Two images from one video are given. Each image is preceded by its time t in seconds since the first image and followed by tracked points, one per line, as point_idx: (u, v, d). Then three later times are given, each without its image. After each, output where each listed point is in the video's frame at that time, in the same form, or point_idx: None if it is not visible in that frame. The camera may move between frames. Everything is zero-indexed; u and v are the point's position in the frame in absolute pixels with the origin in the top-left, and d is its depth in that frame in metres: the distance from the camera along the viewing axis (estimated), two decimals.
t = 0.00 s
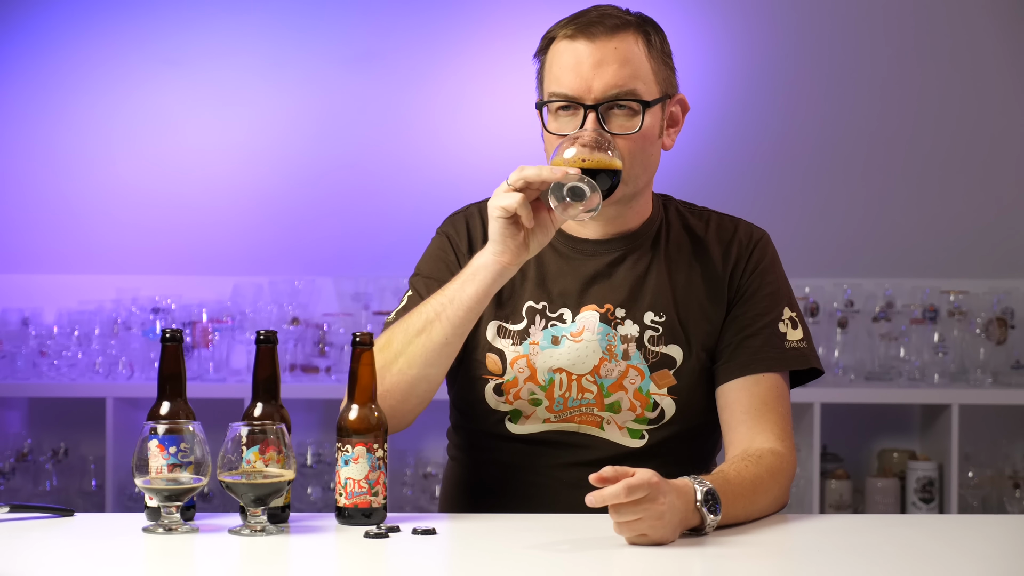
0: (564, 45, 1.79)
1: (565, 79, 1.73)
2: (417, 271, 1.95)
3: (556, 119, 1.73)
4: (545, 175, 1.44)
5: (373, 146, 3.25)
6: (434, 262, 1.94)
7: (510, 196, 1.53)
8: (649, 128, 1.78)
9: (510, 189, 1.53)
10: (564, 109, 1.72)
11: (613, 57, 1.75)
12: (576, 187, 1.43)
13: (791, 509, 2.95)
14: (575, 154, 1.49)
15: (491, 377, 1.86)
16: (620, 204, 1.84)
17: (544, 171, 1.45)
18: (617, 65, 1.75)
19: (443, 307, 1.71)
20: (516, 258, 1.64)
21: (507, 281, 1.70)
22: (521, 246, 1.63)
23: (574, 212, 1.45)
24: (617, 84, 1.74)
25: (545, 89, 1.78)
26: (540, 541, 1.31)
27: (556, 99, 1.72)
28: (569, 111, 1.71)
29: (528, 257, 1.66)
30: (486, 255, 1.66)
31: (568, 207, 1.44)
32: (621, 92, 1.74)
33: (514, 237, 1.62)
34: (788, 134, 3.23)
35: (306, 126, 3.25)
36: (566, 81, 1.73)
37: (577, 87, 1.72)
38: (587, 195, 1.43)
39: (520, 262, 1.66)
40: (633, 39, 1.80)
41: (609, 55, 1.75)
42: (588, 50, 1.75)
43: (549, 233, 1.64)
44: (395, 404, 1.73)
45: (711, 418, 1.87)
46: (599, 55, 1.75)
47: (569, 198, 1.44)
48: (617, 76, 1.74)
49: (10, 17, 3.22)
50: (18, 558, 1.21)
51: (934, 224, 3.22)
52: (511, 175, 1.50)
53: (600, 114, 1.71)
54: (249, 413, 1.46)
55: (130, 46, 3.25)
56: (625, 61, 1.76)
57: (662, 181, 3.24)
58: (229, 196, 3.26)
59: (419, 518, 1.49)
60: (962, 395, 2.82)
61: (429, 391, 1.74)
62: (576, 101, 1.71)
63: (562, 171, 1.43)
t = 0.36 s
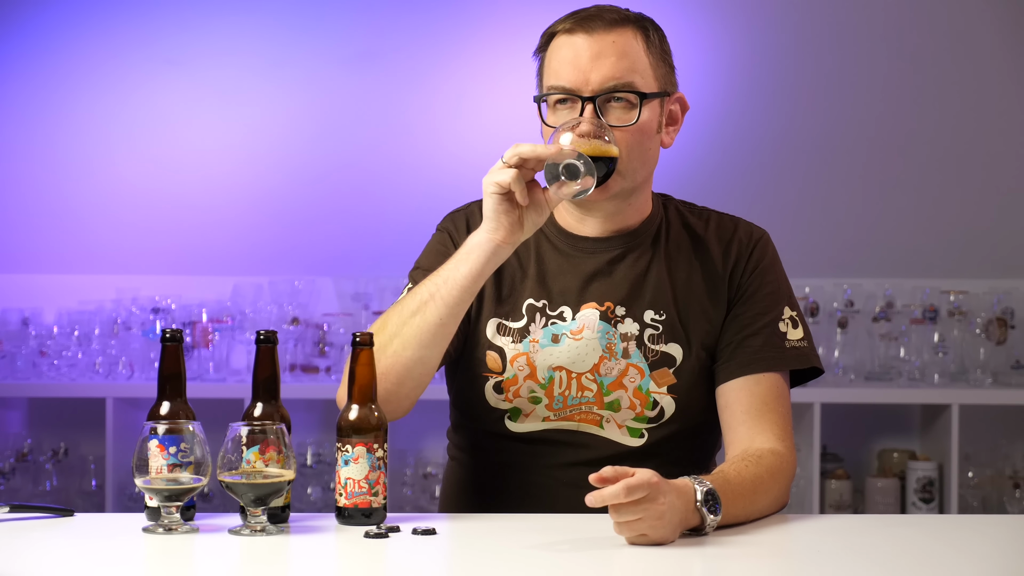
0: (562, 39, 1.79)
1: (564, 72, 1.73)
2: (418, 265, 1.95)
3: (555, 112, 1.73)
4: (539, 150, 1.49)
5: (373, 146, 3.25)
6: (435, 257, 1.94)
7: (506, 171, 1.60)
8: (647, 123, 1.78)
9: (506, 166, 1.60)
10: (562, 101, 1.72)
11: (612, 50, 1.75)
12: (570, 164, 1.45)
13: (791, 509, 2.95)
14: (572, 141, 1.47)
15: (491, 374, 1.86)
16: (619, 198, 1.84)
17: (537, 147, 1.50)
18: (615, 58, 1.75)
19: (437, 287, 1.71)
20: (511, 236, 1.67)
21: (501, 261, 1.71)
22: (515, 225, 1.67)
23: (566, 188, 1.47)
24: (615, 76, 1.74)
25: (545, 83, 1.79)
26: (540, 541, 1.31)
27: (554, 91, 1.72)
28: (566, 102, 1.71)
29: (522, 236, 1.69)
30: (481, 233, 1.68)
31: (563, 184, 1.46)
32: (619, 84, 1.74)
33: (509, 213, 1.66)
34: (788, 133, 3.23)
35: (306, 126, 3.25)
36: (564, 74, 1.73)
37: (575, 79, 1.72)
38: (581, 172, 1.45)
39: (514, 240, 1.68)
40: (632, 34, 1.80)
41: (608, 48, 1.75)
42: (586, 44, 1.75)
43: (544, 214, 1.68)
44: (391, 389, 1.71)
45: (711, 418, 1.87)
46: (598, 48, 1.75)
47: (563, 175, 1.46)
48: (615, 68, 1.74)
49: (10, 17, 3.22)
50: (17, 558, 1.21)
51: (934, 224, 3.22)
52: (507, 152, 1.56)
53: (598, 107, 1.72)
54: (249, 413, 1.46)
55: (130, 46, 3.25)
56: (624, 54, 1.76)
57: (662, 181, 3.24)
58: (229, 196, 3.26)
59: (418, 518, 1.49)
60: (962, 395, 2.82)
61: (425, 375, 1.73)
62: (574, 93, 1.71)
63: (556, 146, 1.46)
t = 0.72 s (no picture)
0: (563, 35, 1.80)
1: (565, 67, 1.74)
2: (418, 262, 1.94)
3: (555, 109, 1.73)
4: (538, 141, 1.51)
5: (373, 146, 3.25)
6: (435, 254, 1.93)
7: (504, 161, 1.61)
8: (647, 121, 1.78)
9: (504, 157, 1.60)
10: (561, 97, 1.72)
11: (612, 47, 1.76)
12: (568, 155, 1.44)
13: (791, 509, 2.95)
14: (571, 133, 1.47)
15: (490, 374, 1.86)
16: (618, 195, 1.83)
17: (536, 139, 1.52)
18: (615, 55, 1.75)
19: (434, 278, 1.71)
20: (509, 227, 1.67)
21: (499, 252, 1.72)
22: (513, 217, 1.67)
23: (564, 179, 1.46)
24: (614, 73, 1.74)
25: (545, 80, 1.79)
26: (539, 542, 1.31)
27: (554, 88, 1.72)
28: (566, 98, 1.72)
29: (520, 227, 1.69)
30: (479, 224, 1.68)
31: (560, 175, 1.45)
32: (618, 81, 1.74)
33: (507, 203, 1.66)
34: (788, 133, 3.23)
35: (306, 126, 3.25)
36: (564, 70, 1.73)
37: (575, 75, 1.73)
38: (579, 164, 1.45)
39: (512, 232, 1.68)
40: (633, 31, 1.80)
41: (608, 45, 1.76)
42: (586, 40, 1.76)
43: (541, 206, 1.69)
44: (389, 380, 1.72)
45: (710, 418, 1.87)
46: (598, 44, 1.75)
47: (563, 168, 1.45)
48: (614, 65, 1.75)
49: (10, 17, 3.22)
50: (18, 559, 1.21)
51: (935, 224, 3.22)
52: (505, 143, 1.57)
53: (596, 102, 1.72)
54: (249, 413, 1.46)
55: (130, 46, 3.25)
56: (624, 52, 1.76)
57: (662, 181, 3.24)
58: (229, 196, 3.26)
59: (418, 518, 1.49)
60: (962, 395, 2.82)
61: (422, 367, 1.73)
62: (573, 89, 1.72)
63: (555, 138, 1.47)
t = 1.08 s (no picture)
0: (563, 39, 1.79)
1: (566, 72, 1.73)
2: (416, 273, 1.95)
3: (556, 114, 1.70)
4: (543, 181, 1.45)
5: (373, 146, 3.25)
6: (434, 263, 1.94)
7: (510, 202, 1.53)
8: (648, 124, 1.78)
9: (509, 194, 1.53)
10: (563, 103, 1.69)
11: (613, 50, 1.75)
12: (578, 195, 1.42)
13: (791, 509, 2.95)
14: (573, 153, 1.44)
15: (490, 378, 1.86)
16: (618, 199, 1.83)
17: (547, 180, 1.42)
18: (617, 58, 1.75)
19: (442, 310, 1.70)
20: (516, 260, 1.65)
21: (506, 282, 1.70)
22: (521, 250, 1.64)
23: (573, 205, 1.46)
24: (616, 77, 1.74)
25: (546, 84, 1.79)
26: (539, 542, 1.31)
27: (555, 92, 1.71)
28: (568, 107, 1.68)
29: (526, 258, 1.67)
30: (485, 257, 1.66)
31: (569, 212, 1.44)
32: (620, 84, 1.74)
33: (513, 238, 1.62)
34: (788, 134, 3.23)
35: (306, 126, 3.25)
36: (565, 74, 1.73)
37: (576, 79, 1.73)
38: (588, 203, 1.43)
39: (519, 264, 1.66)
40: (633, 34, 1.80)
41: (609, 48, 1.75)
42: (587, 44, 1.75)
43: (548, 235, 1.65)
44: (397, 411, 1.72)
45: (711, 418, 1.87)
46: (599, 48, 1.75)
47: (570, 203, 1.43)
48: (616, 69, 1.74)
49: (10, 17, 3.22)
50: (17, 558, 1.21)
51: (935, 224, 3.22)
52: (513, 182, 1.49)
53: (599, 107, 1.69)
54: (249, 413, 1.46)
55: (130, 46, 3.25)
56: (625, 55, 1.76)
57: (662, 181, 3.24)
58: (229, 196, 3.26)
59: (418, 518, 1.49)
60: (961, 395, 2.82)
61: (431, 396, 1.74)
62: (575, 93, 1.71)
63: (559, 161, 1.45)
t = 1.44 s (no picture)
0: (566, 54, 1.77)
1: (571, 91, 1.73)
2: (416, 289, 1.93)
3: (560, 133, 1.73)
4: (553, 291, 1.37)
5: (373, 146, 3.25)
6: (432, 277, 1.92)
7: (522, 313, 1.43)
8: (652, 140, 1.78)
9: (520, 304, 1.43)
10: (567, 123, 1.73)
11: (618, 69, 1.74)
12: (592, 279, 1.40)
13: (791, 509, 2.95)
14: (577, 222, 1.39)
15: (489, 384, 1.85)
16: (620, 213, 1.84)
17: (562, 293, 1.36)
18: (622, 78, 1.74)
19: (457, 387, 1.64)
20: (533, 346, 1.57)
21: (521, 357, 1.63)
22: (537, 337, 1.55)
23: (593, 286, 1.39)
24: (622, 97, 1.73)
25: (547, 98, 1.78)
26: (539, 542, 1.31)
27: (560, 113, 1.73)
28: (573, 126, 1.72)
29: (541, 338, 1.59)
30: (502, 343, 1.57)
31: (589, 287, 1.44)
32: (626, 105, 1.73)
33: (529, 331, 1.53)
34: (788, 134, 3.23)
35: (306, 126, 3.25)
36: (569, 93, 1.73)
37: (581, 99, 1.73)
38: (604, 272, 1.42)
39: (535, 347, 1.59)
40: (634, 47, 1.79)
41: (614, 67, 1.74)
42: (592, 62, 1.74)
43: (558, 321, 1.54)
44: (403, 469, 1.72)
45: (708, 419, 1.87)
46: (604, 67, 1.74)
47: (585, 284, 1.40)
48: (622, 88, 1.73)
49: (10, 17, 3.22)
50: (17, 558, 1.21)
51: (934, 224, 3.22)
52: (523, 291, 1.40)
53: (605, 129, 1.72)
54: (249, 413, 1.46)
55: (130, 46, 3.25)
56: (630, 75, 1.74)
57: (662, 181, 3.24)
58: (229, 196, 3.26)
59: (418, 518, 1.49)
60: (962, 395, 2.82)
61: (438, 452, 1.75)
62: (579, 114, 1.72)
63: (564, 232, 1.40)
